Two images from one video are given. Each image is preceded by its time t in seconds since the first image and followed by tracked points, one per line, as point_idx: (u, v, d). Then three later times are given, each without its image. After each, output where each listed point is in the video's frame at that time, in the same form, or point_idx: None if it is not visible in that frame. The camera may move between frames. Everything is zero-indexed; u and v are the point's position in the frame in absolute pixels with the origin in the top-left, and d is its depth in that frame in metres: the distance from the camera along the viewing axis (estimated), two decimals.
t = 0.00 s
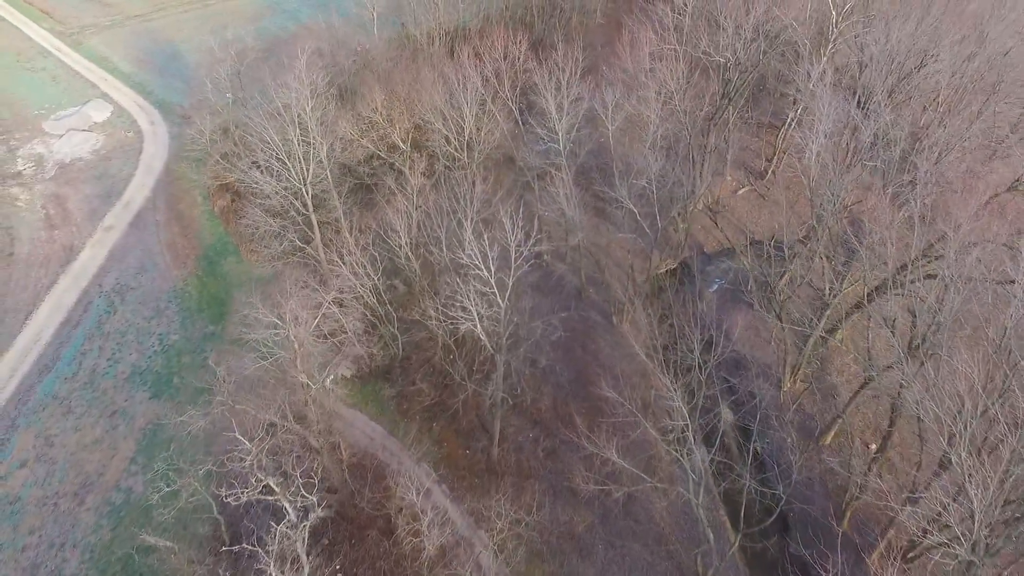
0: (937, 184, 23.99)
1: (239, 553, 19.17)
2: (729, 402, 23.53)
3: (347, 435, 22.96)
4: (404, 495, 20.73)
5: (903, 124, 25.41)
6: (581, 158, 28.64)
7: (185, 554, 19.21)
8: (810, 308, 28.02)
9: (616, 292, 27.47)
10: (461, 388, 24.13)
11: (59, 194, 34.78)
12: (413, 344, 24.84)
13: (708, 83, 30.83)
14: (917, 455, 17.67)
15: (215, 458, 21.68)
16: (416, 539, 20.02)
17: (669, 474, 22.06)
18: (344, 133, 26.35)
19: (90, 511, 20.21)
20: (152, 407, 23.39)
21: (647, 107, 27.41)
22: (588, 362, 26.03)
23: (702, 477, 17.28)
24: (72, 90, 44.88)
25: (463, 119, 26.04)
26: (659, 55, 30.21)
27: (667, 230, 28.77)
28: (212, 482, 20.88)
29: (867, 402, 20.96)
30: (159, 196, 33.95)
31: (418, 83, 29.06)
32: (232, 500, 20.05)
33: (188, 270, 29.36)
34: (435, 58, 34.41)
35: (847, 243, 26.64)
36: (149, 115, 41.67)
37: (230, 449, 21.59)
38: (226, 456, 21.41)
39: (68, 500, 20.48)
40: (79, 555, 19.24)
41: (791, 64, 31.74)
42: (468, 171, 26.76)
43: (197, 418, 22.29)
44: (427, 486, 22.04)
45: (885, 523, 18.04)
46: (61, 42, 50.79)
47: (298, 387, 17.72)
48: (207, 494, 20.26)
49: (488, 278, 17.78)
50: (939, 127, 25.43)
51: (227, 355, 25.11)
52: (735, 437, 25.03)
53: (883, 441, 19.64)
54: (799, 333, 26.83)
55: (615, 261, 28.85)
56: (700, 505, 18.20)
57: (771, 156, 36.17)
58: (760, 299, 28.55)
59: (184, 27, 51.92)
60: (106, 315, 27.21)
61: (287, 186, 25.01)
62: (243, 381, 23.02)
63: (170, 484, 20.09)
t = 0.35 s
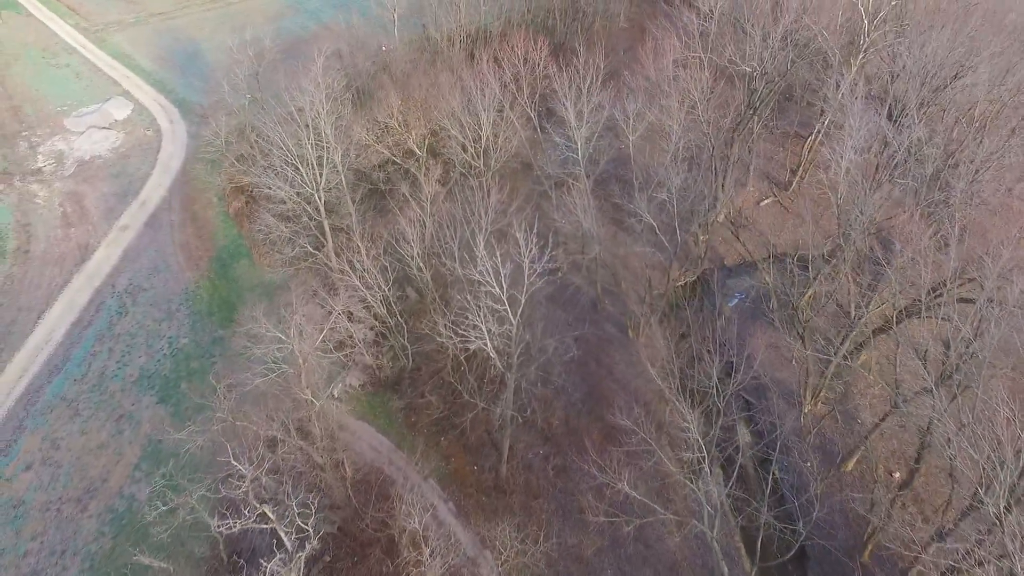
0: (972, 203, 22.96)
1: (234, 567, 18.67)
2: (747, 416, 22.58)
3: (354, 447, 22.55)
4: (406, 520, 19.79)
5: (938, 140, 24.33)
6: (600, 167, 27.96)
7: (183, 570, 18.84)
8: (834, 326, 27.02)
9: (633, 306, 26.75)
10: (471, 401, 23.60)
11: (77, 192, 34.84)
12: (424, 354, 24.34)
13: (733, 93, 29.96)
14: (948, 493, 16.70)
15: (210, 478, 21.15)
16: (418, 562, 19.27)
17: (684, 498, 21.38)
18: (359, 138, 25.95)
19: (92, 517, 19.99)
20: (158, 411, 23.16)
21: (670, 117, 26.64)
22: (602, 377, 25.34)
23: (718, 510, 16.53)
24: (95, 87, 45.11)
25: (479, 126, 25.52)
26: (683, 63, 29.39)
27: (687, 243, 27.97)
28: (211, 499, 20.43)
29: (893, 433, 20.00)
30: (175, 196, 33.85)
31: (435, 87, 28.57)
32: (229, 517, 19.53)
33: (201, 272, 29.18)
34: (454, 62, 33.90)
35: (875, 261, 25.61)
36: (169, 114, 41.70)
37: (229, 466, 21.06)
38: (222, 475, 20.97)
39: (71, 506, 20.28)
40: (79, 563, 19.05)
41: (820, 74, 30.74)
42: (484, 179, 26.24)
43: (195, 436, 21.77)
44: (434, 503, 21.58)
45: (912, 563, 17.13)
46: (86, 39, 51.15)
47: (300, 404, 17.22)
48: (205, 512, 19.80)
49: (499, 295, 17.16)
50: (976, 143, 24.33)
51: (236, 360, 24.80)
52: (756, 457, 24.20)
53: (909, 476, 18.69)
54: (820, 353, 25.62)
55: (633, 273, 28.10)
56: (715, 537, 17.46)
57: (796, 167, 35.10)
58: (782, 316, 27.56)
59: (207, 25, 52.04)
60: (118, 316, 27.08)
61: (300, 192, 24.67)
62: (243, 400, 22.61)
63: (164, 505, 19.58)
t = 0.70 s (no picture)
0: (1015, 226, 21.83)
1: None
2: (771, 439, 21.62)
3: (362, 458, 22.12)
4: (411, 539, 19.26)
5: (980, 158, 23.19)
6: (623, 178, 27.22)
7: None
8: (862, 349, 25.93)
9: (652, 321, 25.97)
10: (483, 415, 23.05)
11: (99, 188, 35.03)
12: (437, 366, 23.88)
13: (764, 104, 29.04)
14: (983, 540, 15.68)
15: (209, 492, 20.63)
16: None
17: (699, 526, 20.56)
18: (378, 143, 25.57)
19: (98, 521, 19.85)
20: (168, 415, 23.00)
21: (697, 128, 25.81)
22: (618, 394, 24.58)
23: (735, 546, 15.73)
24: (122, 83, 45.48)
25: (500, 134, 24.97)
26: (712, 72, 28.54)
27: (711, 258, 27.08)
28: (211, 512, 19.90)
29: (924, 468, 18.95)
30: (195, 195, 33.83)
31: (457, 92, 28.10)
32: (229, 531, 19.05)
33: (217, 273, 29.04)
34: (478, 65, 33.39)
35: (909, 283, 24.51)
36: (193, 111, 41.83)
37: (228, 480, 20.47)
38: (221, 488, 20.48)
39: (77, 508, 20.16)
40: (82, 568, 18.92)
41: (855, 85, 29.66)
42: (503, 187, 25.71)
43: (201, 445, 21.48)
44: (441, 520, 21.07)
45: None
46: (116, 35, 51.67)
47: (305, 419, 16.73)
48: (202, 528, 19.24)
49: (513, 313, 16.55)
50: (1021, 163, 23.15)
51: (248, 365, 24.57)
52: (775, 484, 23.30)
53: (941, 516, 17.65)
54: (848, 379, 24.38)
55: (654, 287, 27.30)
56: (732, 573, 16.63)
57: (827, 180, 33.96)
58: (808, 335, 26.50)
59: (234, 23, 52.29)
60: (133, 315, 27.02)
61: (317, 197, 24.37)
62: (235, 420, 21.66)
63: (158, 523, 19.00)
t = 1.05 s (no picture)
0: None
1: None
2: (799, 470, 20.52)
3: (375, 467, 21.83)
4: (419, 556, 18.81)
5: None
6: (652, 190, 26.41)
7: None
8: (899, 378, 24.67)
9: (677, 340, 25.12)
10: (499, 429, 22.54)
11: (131, 181, 35.39)
12: (453, 377, 23.42)
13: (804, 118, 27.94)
14: None
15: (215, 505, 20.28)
16: None
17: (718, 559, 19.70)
18: (404, 148, 25.20)
19: (109, 520, 19.85)
20: (184, 414, 22.95)
21: (732, 141, 24.91)
22: (639, 413, 23.84)
23: None
24: (159, 77, 46.06)
25: (528, 142, 24.44)
26: (750, 83, 27.57)
27: (741, 275, 26.12)
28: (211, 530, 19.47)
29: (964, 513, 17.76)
30: (223, 192, 33.94)
31: (486, 97, 27.61)
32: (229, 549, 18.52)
33: (241, 272, 29.01)
34: (509, 69, 32.87)
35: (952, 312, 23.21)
36: (226, 107, 42.13)
37: (237, 487, 20.27)
38: (228, 495, 20.26)
39: (90, 506, 20.19)
40: (90, 567, 18.89)
41: (901, 101, 28.37)
42: (529, 195, 25.21)
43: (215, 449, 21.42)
44: (452, 536, 20.59)
45: None
46: (156, 29, 52.43)
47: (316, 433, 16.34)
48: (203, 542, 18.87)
49: (532, 333, 16.03)
50: None
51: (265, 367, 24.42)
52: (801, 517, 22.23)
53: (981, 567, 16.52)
54: (882, 410, 23.14)
55: (680, 303, 26.42)
56: None
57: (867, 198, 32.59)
58: (841, 359, 25.35)
59: (271, 20, 52.66)
60: (156, 311, 27.12)
61: (340, 201, 24.10)
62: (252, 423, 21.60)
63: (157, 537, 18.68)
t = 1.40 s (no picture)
0: None
1: None
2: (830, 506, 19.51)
3: (390, 474, 21.52)
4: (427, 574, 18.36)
5: None
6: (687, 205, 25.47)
7: None
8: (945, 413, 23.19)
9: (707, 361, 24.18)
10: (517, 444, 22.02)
11: (168, 174, 35.85)
12: (473, 389, 22.93)
13: (853, 136, 26.61)
14: None
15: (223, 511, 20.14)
16: None
17: None
18: (434, 153, 24.79)
19: (123, 515, 19.93)
20: (204, 412, 22.98)
21: (775, 157, 23.81)
22: (663, 435, 23.00)
23: None
24: (202, 71, 46.71)
25: (561, 151, 23.75)
26: (797, 97, 26.36)
27: (778, 296, 25.02)
28: (214, 544, 19.10)
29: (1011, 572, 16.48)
30: (256, 187, 34.12)
31: (521, 103, 27.01)
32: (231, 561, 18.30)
33: (268, 269, 29.03)
34: (546, 74, 32.20)
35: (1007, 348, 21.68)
36: (264, 103, 42.46)
37: (250, 490, 20.14)
38: (240, 498, 20.15)
39: (106, 500, 20.29)
40: (102, 563, 18.96)
41: (960, 121, 26.78)
42: (559, 206, 24.61)
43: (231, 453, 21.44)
44: (463, 553, 20.12)
45: None
46: (202, 23, 53.24)
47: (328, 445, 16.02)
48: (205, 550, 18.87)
49: (553, 354, 15.47)
50: None
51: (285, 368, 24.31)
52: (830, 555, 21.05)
53: None
54: (924, 447, 21.78)
55: (713, 323, 25.42)
56: None
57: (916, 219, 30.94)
58: (881, 390, 24.03)
59: (313, 17, 52.97)
60: (183, 306, 27.28)
61: (367, 205, 23.85)
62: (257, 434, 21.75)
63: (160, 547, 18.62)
